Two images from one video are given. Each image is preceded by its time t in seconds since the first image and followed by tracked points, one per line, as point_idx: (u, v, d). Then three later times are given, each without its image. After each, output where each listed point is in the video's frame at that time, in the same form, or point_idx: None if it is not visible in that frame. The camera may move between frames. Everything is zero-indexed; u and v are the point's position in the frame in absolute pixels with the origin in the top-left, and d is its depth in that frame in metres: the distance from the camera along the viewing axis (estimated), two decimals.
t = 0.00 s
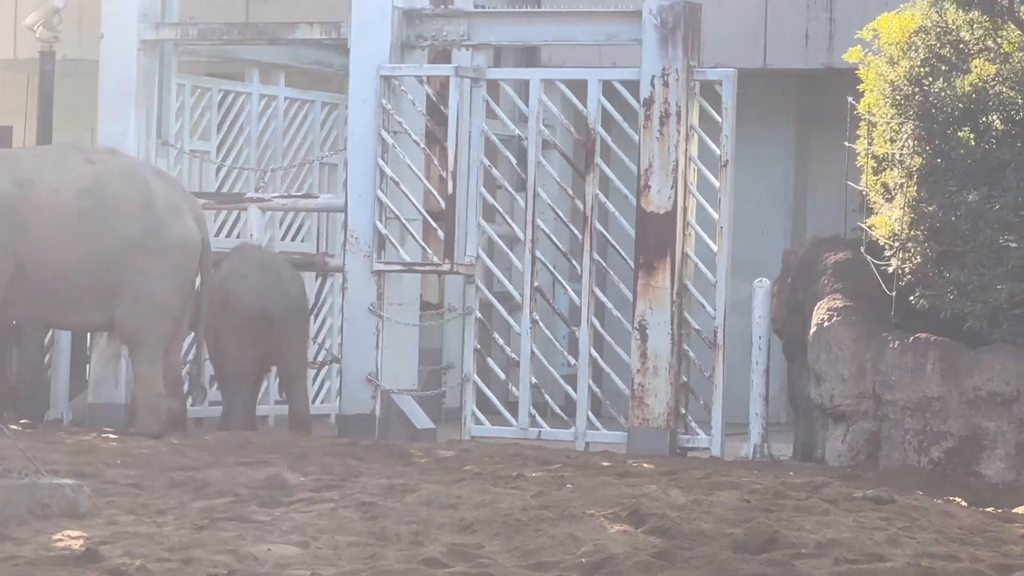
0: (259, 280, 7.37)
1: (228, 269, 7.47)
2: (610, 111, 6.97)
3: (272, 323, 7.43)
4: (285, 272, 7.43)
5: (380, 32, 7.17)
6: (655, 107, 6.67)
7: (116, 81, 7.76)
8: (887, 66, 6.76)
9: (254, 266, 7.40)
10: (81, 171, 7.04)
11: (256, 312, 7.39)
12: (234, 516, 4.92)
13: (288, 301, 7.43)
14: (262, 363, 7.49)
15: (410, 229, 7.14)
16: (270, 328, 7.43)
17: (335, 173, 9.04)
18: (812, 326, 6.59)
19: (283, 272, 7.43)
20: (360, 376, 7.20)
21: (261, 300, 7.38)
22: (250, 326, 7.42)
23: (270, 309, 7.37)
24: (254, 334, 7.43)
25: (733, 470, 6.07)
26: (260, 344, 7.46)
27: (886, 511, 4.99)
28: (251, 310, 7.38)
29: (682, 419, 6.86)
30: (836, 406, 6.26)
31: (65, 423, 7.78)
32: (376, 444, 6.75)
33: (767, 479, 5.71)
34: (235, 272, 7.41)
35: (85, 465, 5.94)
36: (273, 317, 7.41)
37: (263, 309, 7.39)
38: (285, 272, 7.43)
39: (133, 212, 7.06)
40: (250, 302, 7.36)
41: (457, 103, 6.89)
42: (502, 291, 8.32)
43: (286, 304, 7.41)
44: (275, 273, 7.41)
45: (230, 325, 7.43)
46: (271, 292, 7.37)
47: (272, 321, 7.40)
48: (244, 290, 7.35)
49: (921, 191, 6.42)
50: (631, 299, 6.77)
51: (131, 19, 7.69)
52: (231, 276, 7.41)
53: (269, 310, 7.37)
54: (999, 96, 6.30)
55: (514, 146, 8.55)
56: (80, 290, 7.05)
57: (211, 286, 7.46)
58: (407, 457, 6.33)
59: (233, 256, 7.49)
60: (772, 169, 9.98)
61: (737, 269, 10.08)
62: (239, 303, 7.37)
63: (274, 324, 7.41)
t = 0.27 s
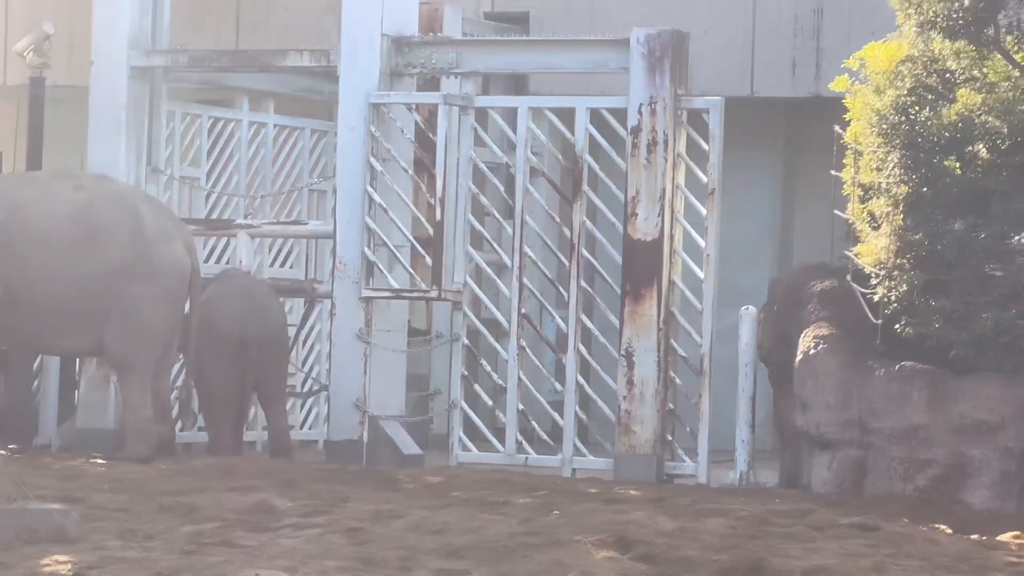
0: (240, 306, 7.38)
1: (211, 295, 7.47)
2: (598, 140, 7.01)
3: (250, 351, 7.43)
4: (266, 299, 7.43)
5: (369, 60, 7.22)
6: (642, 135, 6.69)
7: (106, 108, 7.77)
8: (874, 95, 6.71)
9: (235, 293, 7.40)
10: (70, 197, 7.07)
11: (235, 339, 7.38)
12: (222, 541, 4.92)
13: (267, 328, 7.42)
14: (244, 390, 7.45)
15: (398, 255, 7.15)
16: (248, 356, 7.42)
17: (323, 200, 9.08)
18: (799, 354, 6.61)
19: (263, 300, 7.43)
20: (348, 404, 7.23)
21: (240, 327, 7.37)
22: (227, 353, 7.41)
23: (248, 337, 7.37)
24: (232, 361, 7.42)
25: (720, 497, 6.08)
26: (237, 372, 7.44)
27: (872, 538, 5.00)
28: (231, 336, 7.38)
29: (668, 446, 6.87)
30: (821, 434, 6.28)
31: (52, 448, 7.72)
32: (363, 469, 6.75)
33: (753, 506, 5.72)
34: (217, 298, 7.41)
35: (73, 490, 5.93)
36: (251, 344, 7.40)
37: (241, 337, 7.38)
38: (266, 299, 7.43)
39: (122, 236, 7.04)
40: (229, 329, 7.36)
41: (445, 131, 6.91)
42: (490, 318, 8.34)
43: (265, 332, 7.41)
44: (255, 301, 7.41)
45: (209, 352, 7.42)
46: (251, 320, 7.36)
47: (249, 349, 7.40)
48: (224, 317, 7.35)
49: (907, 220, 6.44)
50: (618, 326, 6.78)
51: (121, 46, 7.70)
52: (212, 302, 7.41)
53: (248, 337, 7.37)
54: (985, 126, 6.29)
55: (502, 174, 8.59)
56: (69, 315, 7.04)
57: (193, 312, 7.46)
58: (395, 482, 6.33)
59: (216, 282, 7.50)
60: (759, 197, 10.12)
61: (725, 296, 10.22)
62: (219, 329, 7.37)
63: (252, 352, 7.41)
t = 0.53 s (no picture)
0: (211, 347, 7.32)
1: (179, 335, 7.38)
2: (566, 181, 7.02)
3: (219, 392, 7.38)
4: (237, 341, 7.41)
5: (336, 101, 7.22)
6: (610, 176, 6.70)
7: (72, 146, 7.72)
8: (841, 137, 6.68)
9: (206, 334, 7.35)
10: (36, 235, 7.02)
11: (205, 380, 7.32)
12: None
13: (237, 369, 7.38)
14: (215, 429, 7.42)
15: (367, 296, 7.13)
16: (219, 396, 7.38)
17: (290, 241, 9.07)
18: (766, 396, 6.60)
19: (235, 342, 7.40)
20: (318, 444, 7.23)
21: (212, 369, 7.32)
22: (198, 394, 7.35)
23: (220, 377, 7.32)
24: (202, 403, 7.36)
25: (688, 538, 6.06)
26: (207, 413, 7.39)
27: None
28: (201, 378, 7.32)
29: (635, 487, 6.86)
30: (788, 475, 6.25)
31: (17, 488, 7.62)
32: (330, 510, 6.71)
33: (721, 548, 5.70)
34: (188, 339, 7.34)
35: (36, 530, 5.85)
36: (221, 385, 7.37)
37: (213, 377, 7.34)
38: (237, 341, 7.40)
39: (89, 275, 6.98)
40: (201, 370, 7.30)
41: (413, 171, 6.92)
42: (457, 358, 8.32)
43: (236, 373, 7.38)
44: (227, 342, 7.38)
45: (178, 392, 7.35)
46: (223, 361, 7.33)
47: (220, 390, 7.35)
48: (195, 359, 7.29)
49: (874, 262, 6.45)
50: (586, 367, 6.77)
51: (88, 84, 7.68)
52: (182, 342, 7.35)
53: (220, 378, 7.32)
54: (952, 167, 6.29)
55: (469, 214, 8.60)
56: (36, 355, 6.98)
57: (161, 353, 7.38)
58: (362, 523, 6.28)
59: (184, 322, 7.42)
60: (725, 241, 10.26)
61: (691, 337, 10.31)
62: (189, 370, 7.30)
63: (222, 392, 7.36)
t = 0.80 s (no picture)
0: (228, 393, 7.43)
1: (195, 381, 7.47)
2: (574, 224, 7.02)
3: (236, 437, 7.51)
4: (252, 385, 7.52)
5: (344, 145, 7.27)
6: (618, 221, 6.72)
7: (81, 189, 7.73)
8: (850, 180, 6.71)
9: (222, 380, 7.46)
10: (48, 276, 7.06)
11: (222, 425, 7.44)
12: None
13: (254, 413, 7.50)
14: (225, 469, 7.53)
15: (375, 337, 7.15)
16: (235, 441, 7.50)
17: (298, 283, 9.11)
18: (771, 439, 6.58)
19: (251, 386, 7.51)
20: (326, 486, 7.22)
21: (228, 414, 7.44)
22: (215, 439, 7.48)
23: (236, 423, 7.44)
24: (218, 448, 7.49)
25: None
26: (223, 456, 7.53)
27: None
28: (218, 423, 7.44)
29: (643, 530, 6.85)
30: (795, 518, 6.24)
31: (25, 529, 7.67)
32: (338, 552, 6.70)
33: None
34: (204, 385, 7.44)
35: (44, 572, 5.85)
36: (238, 430, 7.49)
37: (229, 422, 7.46)
38: (252, 385, 7.52)
39: (98, 318, 6.99)
40: (217, 416, 7.42)
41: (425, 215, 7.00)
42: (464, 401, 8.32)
43: (252, 417, 7.49)
44: (243, 388, 7.48)
45: (195, 437, 7.48)
46: (240, 406, 7.44)
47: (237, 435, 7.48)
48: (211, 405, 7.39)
49: (882, 305, 6.46)
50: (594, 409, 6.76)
51: (97, 126, 7.73)
52: (197, 387, 7.44)
53: (236, 423, 7.44)
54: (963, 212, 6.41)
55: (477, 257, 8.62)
56: (46, 398, 6.98)
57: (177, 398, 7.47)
58: (369, 565, 6.27)
59: (200, 368, 7.51)
60: (732, 285, 10.43)
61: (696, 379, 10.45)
62: (205, 415, 7.41)
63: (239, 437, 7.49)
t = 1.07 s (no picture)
0: (224, 423, 7.56)
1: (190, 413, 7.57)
2: (564, 256, 7.01)
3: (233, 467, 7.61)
4: (249, 415, 7.66)
5: (336, 175, 7.24)
6: (608, 253, 6.69)
7: (70, 219, 7.70)
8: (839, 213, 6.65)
9: (218, 411, 7.58)
10: (39, 308, 6.92)
11: (220, 454, 7.55)
12: None
13: (251, 443, 7.64)
14: (220, 503, 7.58)
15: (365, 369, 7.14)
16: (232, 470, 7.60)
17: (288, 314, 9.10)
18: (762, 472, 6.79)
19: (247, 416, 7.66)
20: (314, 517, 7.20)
21: (225, 443, 7.56)
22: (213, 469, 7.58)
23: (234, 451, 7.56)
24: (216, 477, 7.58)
25: None
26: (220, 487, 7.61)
27: None
28: (214, 452, 7.54)
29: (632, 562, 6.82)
30: (785, 550, 6.36)
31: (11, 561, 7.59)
32: None
33: None
34: (200, 416, 7.55)
35: None
36: (235, 459, 7.60)
37: (226, 452, 7.57)
38: (249, 415, 7.67)
39: (91, 350, 6.95)
40: (214, 445, 7.52)
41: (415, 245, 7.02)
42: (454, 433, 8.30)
43: (249, 447, 7.62)
44: (240, 417, 7.62)
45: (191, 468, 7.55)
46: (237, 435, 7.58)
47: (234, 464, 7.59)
48: (208, 434, 7.51)
49: (874, 338, 6.45)
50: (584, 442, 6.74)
51: (88, 156, 7.70)
52: (193, 418, 7.54)
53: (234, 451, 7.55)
54: (951, 245, 6.36)
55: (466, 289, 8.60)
56: (37, 430, 6.87)
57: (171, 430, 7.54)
58: None
59: (194, 399, 7.63)
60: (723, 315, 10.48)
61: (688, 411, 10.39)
62: (202, 445, 7.51)
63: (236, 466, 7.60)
